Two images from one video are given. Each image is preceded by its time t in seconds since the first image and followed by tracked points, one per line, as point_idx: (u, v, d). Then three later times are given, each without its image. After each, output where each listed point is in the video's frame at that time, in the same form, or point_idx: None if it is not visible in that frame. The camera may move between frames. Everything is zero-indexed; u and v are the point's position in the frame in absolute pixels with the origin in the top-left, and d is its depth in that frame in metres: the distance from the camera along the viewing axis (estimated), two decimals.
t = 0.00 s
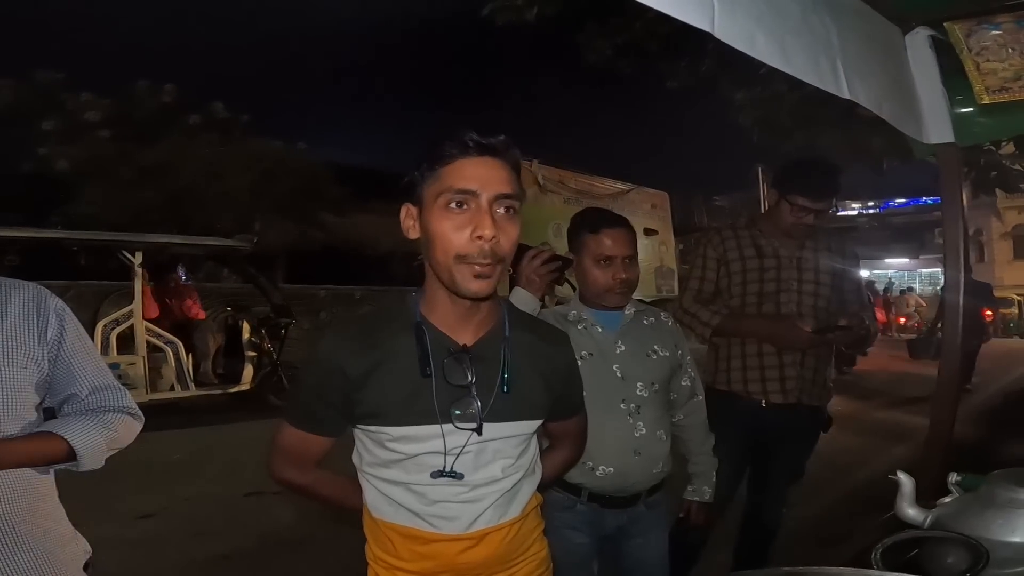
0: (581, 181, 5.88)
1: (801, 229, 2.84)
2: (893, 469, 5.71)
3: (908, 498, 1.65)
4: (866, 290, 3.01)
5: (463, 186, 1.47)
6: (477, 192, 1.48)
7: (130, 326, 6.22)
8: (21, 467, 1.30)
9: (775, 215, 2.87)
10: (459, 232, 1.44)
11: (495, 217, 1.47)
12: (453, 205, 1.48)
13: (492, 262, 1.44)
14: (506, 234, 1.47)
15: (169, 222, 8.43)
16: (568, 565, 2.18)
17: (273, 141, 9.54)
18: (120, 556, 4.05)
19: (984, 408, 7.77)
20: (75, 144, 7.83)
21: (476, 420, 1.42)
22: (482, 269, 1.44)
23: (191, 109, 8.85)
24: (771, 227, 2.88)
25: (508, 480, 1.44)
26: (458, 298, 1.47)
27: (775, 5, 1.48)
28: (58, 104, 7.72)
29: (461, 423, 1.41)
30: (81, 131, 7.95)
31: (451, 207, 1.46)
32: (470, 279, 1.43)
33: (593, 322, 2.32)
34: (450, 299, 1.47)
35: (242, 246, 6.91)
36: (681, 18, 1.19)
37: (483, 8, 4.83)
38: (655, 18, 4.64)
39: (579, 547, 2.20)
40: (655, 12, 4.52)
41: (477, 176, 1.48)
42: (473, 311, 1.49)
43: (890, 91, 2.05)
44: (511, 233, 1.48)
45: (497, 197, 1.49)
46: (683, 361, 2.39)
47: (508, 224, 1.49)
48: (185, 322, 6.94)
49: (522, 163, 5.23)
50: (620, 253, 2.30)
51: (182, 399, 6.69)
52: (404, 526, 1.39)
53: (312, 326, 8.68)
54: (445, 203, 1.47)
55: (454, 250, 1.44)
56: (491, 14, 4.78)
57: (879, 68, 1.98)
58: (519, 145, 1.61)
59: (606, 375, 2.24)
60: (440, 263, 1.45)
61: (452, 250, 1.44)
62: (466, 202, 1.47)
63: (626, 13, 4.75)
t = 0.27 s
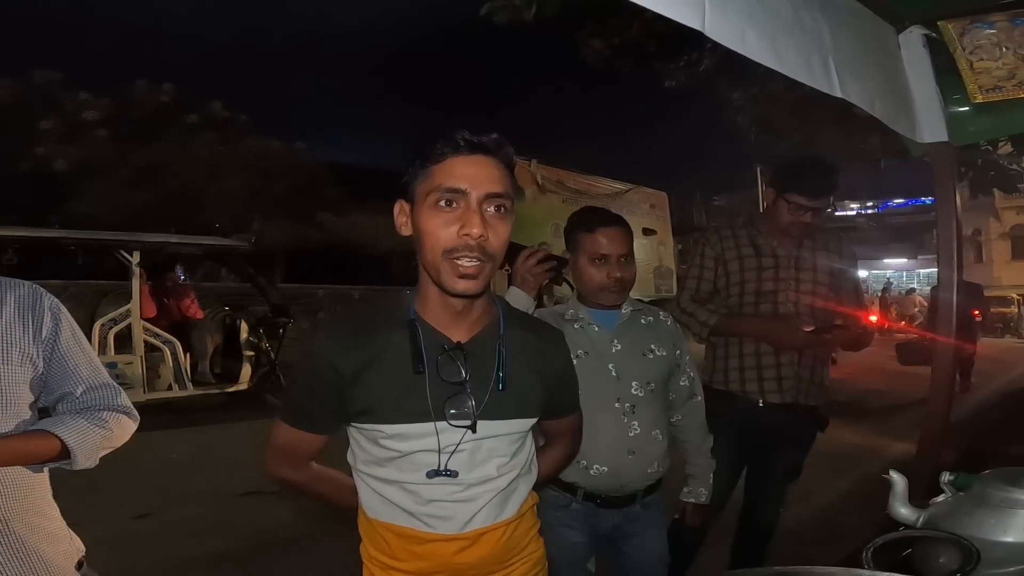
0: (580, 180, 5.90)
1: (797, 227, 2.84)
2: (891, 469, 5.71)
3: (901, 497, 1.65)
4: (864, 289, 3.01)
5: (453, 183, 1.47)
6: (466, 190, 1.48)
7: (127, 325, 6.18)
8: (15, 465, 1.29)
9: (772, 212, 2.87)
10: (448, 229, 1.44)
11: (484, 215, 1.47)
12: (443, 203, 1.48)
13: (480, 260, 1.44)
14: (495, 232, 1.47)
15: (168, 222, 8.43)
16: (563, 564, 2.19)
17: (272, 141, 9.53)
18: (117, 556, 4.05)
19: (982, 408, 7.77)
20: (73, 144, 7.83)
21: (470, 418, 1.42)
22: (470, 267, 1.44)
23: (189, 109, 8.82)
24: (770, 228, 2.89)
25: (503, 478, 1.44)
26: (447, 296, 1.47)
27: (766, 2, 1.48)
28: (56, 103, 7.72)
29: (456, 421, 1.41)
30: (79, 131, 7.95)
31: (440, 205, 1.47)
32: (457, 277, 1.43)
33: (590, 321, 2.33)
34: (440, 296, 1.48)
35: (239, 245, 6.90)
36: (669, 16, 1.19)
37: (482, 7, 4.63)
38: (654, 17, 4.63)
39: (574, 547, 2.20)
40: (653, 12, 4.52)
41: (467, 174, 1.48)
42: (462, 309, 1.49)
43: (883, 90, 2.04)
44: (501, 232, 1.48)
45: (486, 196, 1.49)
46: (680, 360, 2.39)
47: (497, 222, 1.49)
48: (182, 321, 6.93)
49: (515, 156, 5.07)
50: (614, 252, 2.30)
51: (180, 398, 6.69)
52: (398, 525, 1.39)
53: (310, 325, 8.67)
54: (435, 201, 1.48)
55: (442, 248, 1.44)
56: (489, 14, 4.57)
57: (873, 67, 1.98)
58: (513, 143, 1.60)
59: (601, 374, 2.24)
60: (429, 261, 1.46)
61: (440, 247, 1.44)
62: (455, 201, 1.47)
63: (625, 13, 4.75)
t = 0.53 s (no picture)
0: (582, 181, 5.92)
1: (799, 228, 2.84)
2: (890, 470, 5.71)
3: (898, 497, 1.66)
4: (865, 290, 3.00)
5: (453, 180, 1.48)
6: (467, 186, 1.49)
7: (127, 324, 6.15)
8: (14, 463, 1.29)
9: (775, 213, 2.87)
10: (449, 225, 1.45)
11: (485, 211, 1.47)
12: (443, 200, 1.48)
13: (482, 255, 1.44)
14: (495, 227, 1.47)
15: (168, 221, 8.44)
16: (563, 564, 2.19)
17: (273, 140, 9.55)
18: (116, 555, 4.05)
19: (982, 408, 7.77)
20: (74, 143, 7.84)
21: (471, 418, 1.42)
22: (471, 261, 1.44)
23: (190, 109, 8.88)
24: (771, 229, 2.89)
25: (502, 478, 1.44)
26: (449, 292, 1.47)
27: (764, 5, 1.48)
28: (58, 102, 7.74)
29: (456, 420, 1.42)
30: (80, 130, 7.97)
31: (440, 201, 1.47)
32: (459, 272, 1.44)
33: (594, 321, 2.33)
34: (441, 292, 1.48)
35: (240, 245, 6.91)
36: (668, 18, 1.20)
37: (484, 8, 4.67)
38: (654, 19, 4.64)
39: (573, 547, 2.21)
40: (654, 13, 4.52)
41: (467, 170, 1.48)
42: (464, 305, 1.49)
43: (882, 91, 2.05)
44: (501, 227, 1.48)
45: (487, 192, 1.49)
46: (685, 362, 2.38)
47: (498, 218, 1.49)
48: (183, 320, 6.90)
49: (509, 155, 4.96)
50: (618, 252, 2.31)
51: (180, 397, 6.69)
52: (397, 524, 1.39)
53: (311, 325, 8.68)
54: (436, 198, 1.48)
55: (444, 243, 1.44)
56: (491, 15, 4.59)
57: (872, 69, 1.99)
58: (511, 144, 1.60)
59: (603, 374, 2.24)
60: (431, 257, 1.46)
61: (441, 243, 1.44)
62: (456, 197, 1.48)
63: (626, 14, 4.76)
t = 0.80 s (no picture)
0: (583, 181, 5.93)
1: (802, 228, 2.84)
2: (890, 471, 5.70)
3: (897, 498, 1.65)
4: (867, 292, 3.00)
5: (452, 179, 1.48)
6: (466, 185, 1.49)
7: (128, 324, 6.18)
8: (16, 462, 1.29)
9: (778, 213, 2.86)
10: (449, 223, 1.45)
11: (485, 209, 1.47)
12: (443, 199, 1.49)
13: (482, 252, 1.44)
14: (496, 224, 1.47)
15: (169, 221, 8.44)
16: (565, 565, 2.20)
17: (274, 140, 9.54)
18: (116, 555, 4.06)
19: (980, 409, 7.78)
20: (74, 142, 7.85)
21: (471, 417, 1.42)
22: (472, 258, 1.44)
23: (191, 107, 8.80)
24: (773, 230, 2.89)
25: (502, 478, 1.44)
26: (451, 289, 1.47)
27: (766, 5, 1.48)
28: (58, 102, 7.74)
29: (456, 419, 1.42)
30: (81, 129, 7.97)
31: (440, 200, 1.47)
32: (460, 268, 1.44)
33: (600, 321, 2.32)
34: (443, 290, 1.48)
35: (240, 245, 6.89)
36: (671, 19, 1.20)
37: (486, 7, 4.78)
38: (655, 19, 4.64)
39: (575, 548, 2.21)
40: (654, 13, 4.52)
41: (466, 169, 1.48)
42: (466, 302, 1.49)
43: (883, 92, 2.05)
44: (502, 224, 1.49)
45: (486, 190, 1.49)
46: (691, 364, 2.37)
47: (498, 215, 1.49)
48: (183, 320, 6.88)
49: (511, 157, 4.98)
50: (626, 252, 2.30)
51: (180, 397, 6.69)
52: (397, 523, 1.40)
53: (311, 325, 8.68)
54: (436, 197, 1.48)
55: (444, 241, 1.44)
56: (494, 15, 4.74)
57: (872, 70, 1.98)
58: (509, 144, 1.60)
59: (609, 374, 2.24)
60: (432, 255, 1.46)
61: (442, 240, 1.44)
62: (456, 196, 1.48)
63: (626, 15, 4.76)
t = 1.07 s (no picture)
0: (585, 181, 5.94)
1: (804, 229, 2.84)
2: (888, 471, 5.72)
3: (896, 498, 1.66)
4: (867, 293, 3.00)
5: (459, 176, 1.49)
6: (473, 182, 1.50)
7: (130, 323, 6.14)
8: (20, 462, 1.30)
9: (782, 214, 2.85)
10: (458, 218, 1.45)
11: (492, 204, 1.48)
12: (450, 197, 1.49)
13: (492, 245, 1.44)
14: (504, 219, 1.47)
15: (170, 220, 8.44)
16: (568, 567, 2.20)
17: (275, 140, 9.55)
18: (117, 554, 4.07)
19: (979, 410, 7.79)
20: (76, 142, 7.86)
21: (476, 417, 1.42)
22: (482, 251, 1.44)
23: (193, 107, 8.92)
24: (776, 232, 2.89)
25: (506, 477, 1.44)
26: (460, 284, 1.46)
27: (768, 7, 1.48)
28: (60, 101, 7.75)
29: (462, 419, 1.42)
30: (83, 129, 7.98)
31: (448, 197, 1.47)
32: (471, 261, 1.43)
33: (607, 322, 2.32)
34: (452, 285, 1.47)
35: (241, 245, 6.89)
36: (675, 22, 1.20)
37: (487, 7, 4.81)
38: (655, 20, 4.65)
39: (579, 550, 2.21)
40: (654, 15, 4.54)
41: (472, 166, 1.50)
42: (475, 296, 1.48)
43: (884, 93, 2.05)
44: (510, 219, 1.49)
45: (493, 186, 1.50)
46: (699, 366, 2.37)
47: (505, 211, 1.50)
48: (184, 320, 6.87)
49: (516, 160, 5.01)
50: (634, 253, 2.30)
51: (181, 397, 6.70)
52: (401, 522, 1.39)
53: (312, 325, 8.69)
54: (443, 196, 1.49)
55: (454, 235, 1.44)
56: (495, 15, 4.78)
57: (872, 71, 1.98)
58: (512, 146, 1.62)
59: (616, 376, 2.24)
60: (441, 250, 1.45)
61: (452, 234, 1.44)
62: (463, 192, 1.48)
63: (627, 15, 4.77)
